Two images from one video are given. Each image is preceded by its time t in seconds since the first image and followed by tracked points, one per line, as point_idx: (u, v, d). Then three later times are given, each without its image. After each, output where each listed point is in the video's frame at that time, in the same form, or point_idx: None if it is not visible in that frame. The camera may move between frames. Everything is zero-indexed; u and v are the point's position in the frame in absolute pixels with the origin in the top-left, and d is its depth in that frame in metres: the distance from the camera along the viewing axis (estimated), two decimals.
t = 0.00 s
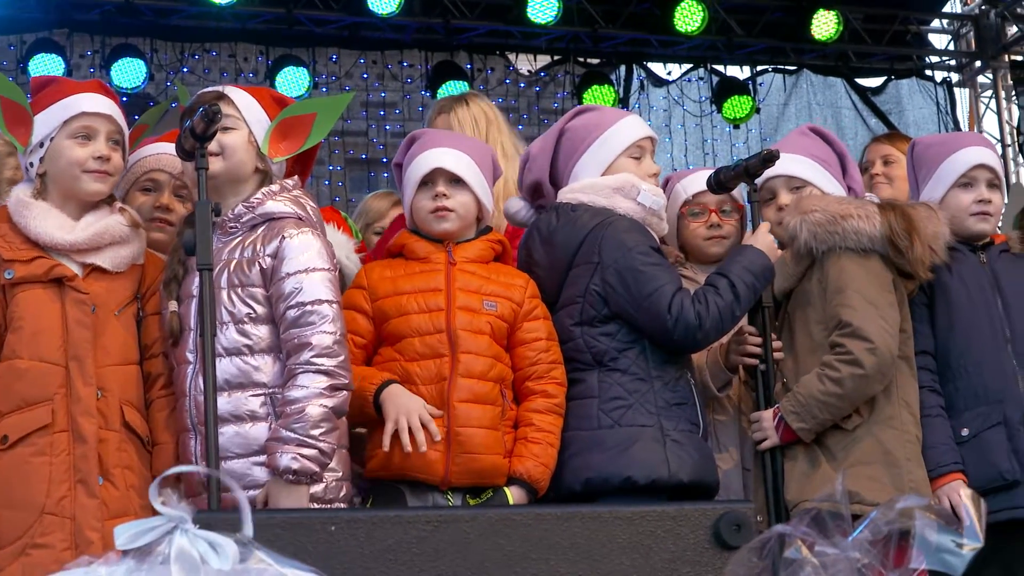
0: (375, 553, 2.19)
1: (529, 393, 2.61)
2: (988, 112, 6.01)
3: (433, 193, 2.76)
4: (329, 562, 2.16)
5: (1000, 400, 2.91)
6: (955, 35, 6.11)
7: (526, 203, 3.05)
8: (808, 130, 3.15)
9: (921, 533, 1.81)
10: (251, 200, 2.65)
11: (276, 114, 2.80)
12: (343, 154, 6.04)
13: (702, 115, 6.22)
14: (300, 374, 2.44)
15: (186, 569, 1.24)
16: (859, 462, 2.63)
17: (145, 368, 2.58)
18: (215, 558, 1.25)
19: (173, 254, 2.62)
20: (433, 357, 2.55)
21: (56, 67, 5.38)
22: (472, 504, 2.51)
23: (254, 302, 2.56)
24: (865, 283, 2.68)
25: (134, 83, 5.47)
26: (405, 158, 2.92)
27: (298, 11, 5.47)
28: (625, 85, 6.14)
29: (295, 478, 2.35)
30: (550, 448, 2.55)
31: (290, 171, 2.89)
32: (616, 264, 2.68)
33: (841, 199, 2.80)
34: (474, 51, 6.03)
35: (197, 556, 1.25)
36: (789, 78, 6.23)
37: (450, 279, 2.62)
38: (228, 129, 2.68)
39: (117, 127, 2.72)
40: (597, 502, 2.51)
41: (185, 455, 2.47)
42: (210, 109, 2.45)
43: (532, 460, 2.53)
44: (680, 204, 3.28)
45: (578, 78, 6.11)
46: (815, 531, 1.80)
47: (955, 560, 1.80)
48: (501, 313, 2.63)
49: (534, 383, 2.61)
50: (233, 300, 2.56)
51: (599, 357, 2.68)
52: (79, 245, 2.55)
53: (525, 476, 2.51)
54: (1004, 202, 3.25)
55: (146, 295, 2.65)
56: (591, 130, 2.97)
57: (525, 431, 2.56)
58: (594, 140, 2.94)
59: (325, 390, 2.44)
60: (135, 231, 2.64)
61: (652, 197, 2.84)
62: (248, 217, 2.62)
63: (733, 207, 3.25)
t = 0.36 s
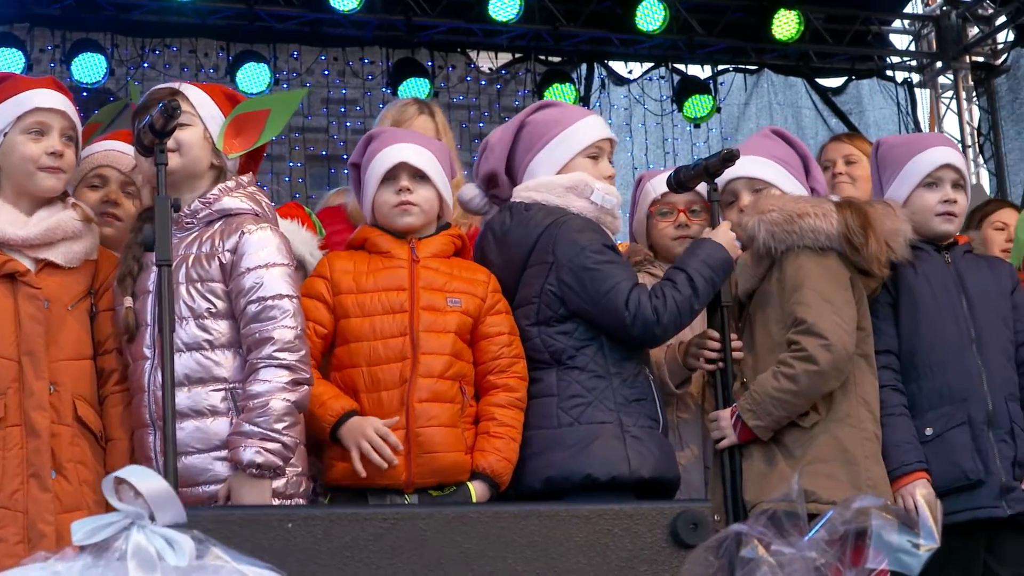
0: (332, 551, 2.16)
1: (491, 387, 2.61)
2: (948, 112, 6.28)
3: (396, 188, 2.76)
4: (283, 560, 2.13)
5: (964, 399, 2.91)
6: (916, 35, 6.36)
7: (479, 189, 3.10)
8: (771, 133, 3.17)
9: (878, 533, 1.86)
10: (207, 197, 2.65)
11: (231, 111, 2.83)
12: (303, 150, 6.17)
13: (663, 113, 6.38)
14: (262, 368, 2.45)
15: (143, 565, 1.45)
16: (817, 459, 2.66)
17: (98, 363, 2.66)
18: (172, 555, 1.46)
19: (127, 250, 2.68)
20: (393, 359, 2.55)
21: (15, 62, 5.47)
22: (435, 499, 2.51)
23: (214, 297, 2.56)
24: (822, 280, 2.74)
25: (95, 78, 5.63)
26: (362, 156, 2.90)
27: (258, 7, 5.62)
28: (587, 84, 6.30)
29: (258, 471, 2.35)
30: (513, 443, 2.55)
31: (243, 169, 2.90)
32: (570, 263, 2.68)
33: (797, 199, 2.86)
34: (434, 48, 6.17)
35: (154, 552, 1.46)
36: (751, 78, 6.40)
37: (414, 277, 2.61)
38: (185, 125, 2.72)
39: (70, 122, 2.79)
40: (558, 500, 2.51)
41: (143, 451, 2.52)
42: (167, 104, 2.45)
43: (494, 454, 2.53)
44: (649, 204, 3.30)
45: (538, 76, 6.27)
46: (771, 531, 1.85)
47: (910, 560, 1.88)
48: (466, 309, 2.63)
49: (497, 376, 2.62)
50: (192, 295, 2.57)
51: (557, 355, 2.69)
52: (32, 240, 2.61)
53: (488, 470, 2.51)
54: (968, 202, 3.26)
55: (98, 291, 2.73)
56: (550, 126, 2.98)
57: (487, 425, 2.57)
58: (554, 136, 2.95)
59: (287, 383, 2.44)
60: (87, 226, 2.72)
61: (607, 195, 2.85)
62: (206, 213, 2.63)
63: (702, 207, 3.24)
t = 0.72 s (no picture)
0: (298, 546, 2.15)
1: (459, 384, 2.65)
2: (917, 110, 6.35)
3: (366, 181, 2.82)
4: (249, 553, 2.12)
5: (941, 399, 2.90)
6: (887, 33, 6.43)
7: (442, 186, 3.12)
8: (751, 124, 3.19)
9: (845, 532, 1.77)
10: (181, 190, 2.63)
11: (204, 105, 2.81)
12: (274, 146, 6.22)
13: (632, 110, 6.50)
14: (235, 362, 2.44)
15: (111, 560, 1.11)
16: (786, 468, 2.69)
17: (69, 358, 2.66)
18: (139, 550, 1.13)
19: (100, 242, 2.68)
20: (360, 356, 2.58)
21: None
22: (400, 494, 2.55)
23: (188, 291, 2.54)
24: (795, 290, 2.75)
25: (65, 72, 5.68)
26: (325, 152, 2.96)
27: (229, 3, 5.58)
28: (556, 80, 6.37)
29: (230, 466, 2.34)
30: (479, 438, 2.60)
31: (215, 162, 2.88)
32: (537, 259, 2.70)
33: (772, 204, 2.87)
34: (405, 44, 6.26)
35: (121, 547, 1.13)
36: (720, 75, 6.45)
37: (378, 275, 2.65)
38: (158, 119, 2.70)
39: (38, 113, 2.78)
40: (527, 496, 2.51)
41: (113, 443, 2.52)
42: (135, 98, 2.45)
43: (461, 447, 2.57)
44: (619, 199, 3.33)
45: (507, 74, 6.28)
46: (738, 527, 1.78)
47: (877, 559, 1.76)
48: (431, 307, 2.66)
49: (464, 374, 2.66)
50: (166, 288, 2.54)
51: (524, 351, 2.70)
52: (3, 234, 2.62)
53: (453, 463, 2.55)
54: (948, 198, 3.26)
55: (68, 284, 2.73)
56: (518, 122, 2.99)
57: (456, 419, 2.61)
58: (518, 134, 2.97)
59: (260, 378, 2.44)
60: (56, 219, 2.74)
61: (572, 189, 2.89)
62: (180, 207, 2.60)
63: (670, 203, 3.26)
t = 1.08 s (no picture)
0: (283, 542, 2.14)
1: (439, 381, 2.68)
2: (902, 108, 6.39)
3: (351, 179, 2.83)
4: (231, 550, 2.10)
5: (922, 394, 2.91)
6: (871, 31, 6.51)
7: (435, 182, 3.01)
8: (763, 109, 3.17)
9: (828, 526, 1.73)
10: (170, 185, 2.61)
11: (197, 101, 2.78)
12: (257, 141, 6.30)
13: (616, 107, 6.59)
14: (222, 357, 2.43)
15: (92, 556, 1.08)
16: (768, 469, 2.73)
17: (56, 353, 2.65)
18: (121, 545, 1.10)
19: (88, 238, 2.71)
20: (343, 349, 2.60)
21: None
22: (380, 491, 2.57)
23: (175, 286, 2.52)
24: (783, 292, 2.77)
25: (48, 68, 5.68)
26: (309, 149, 2.97)
27: None
28: (541, 76, 6.43)
29: (215, 461, 2.33)
30: (459, 435, 2.62)
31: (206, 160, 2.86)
32: (533, 256, 2.70)
33: (762, 204, 2.87)
34: (389, 42, 6.31)
35: (102, 543, 1.09)
36: (704, 73, 6.57)
37: (363, 269, 2.68)
38: (148, 116, 2.67)
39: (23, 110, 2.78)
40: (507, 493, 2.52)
41: (99, 439, 2.52)
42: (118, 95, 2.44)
43: (440, 443, 2.59)
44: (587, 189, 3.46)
45: (492, 68, 6.48)
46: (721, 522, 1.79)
47: (861, 556, 1.73)
48: (413, 304, 2.70)
49: (446, 371, 2.69)
50: (154, 283, 2.52)
51: (511, 347, 2.71)
52: None
53: (434, 459, 2.57)
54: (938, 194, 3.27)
55: (56, 279, 2.72)
56: (526, 119, 3.01)
57: (435, 416, 2.63)
58: (530, 128, 2.99)
59: (247, 373, 2.42)
60: (44, 216, 2.73)
61: (573, 185, 2.92)
62: (168, 202, 2.58)
63: (639, 194, 3.41)
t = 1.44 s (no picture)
0: (260, 537, 2.14)
1: (417, 374, 2.70)
2: (883, 105, 6.44)
3: (321, 172, 2.86)
4: (212, 544, 2.11)
5: (889, 388, 2.95)
6: (853, 29, 6.55)
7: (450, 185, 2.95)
8: (729, 105, 3.23)
9: (806, 525, 1.80)
10: (155, 181, 2.61)
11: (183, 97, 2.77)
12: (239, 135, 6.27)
13: (599, 104, 6.56)
14: (205, 352, 2.41)
15: (73, 551, 1.29)
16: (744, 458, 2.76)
17: (42, 348, 2.65)
18: (101, 540, 1.31)
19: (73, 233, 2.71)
20: (324, 343, 2.60)
21: None
22: (360, 488, 2.56)
23: (160, 281, 2.51)
24: (755, 282, 2.81)
25: (29, 62, 5.69)
26: (287, 145, 2.97)
27: None
28: (522, 73, 6.45)
29: (197, 455, 2.31)
30: (437, 430, 2.63)
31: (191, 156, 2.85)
32: (537, 242, 2.70)
33: (732, 193, 2.91)
34: (371, 38, 6.38)
35: (82, 538, 1.30)
36: (687, 69, 6.59)
37: (341, 264, 2.69)
38: (132, 112, 2.66)
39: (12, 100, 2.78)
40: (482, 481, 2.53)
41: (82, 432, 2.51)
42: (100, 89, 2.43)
43: (418, 440, 2.60)
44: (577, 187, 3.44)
45: (475, 65, 6.48)
46: (701, 519, 1.85)
47: (840, 552, 1.80)
48: (390, 299, 2.71)
49: (422, 365, 2.70)
50: (137, 278, 2.51)
51: (498, 332, 2.71)
52: None
53: (410, 456, 2.58)
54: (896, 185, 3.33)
55: (43, 273, 2.72)
56: (535, 114, 3.00)
57: (412, 411, 2.65)
58: (539, 126, 2.98)
59: (230, 368, 2.41)
60: (32, 209, 2.73)
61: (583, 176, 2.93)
62: (153, 197, 2.58)
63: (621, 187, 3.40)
